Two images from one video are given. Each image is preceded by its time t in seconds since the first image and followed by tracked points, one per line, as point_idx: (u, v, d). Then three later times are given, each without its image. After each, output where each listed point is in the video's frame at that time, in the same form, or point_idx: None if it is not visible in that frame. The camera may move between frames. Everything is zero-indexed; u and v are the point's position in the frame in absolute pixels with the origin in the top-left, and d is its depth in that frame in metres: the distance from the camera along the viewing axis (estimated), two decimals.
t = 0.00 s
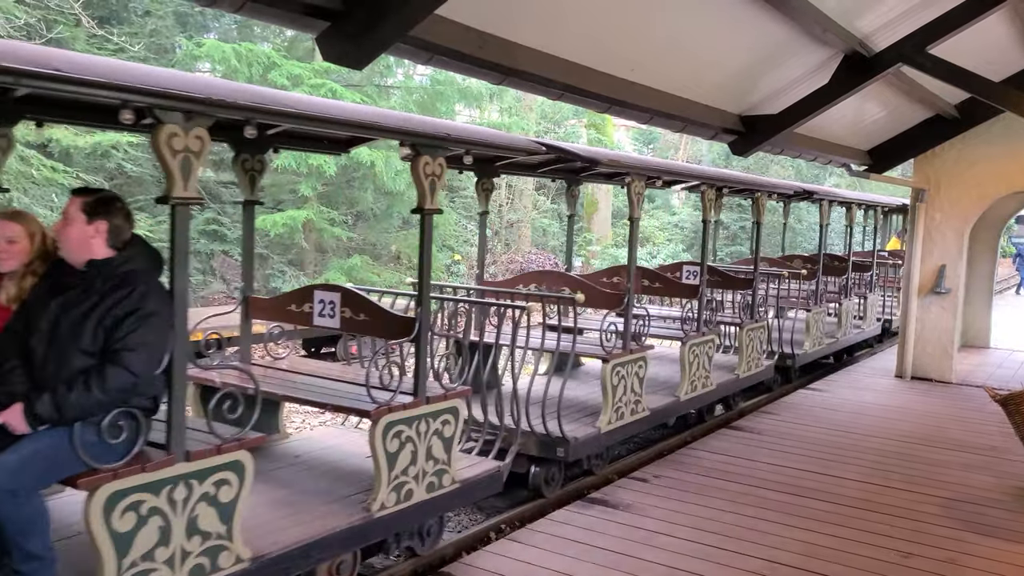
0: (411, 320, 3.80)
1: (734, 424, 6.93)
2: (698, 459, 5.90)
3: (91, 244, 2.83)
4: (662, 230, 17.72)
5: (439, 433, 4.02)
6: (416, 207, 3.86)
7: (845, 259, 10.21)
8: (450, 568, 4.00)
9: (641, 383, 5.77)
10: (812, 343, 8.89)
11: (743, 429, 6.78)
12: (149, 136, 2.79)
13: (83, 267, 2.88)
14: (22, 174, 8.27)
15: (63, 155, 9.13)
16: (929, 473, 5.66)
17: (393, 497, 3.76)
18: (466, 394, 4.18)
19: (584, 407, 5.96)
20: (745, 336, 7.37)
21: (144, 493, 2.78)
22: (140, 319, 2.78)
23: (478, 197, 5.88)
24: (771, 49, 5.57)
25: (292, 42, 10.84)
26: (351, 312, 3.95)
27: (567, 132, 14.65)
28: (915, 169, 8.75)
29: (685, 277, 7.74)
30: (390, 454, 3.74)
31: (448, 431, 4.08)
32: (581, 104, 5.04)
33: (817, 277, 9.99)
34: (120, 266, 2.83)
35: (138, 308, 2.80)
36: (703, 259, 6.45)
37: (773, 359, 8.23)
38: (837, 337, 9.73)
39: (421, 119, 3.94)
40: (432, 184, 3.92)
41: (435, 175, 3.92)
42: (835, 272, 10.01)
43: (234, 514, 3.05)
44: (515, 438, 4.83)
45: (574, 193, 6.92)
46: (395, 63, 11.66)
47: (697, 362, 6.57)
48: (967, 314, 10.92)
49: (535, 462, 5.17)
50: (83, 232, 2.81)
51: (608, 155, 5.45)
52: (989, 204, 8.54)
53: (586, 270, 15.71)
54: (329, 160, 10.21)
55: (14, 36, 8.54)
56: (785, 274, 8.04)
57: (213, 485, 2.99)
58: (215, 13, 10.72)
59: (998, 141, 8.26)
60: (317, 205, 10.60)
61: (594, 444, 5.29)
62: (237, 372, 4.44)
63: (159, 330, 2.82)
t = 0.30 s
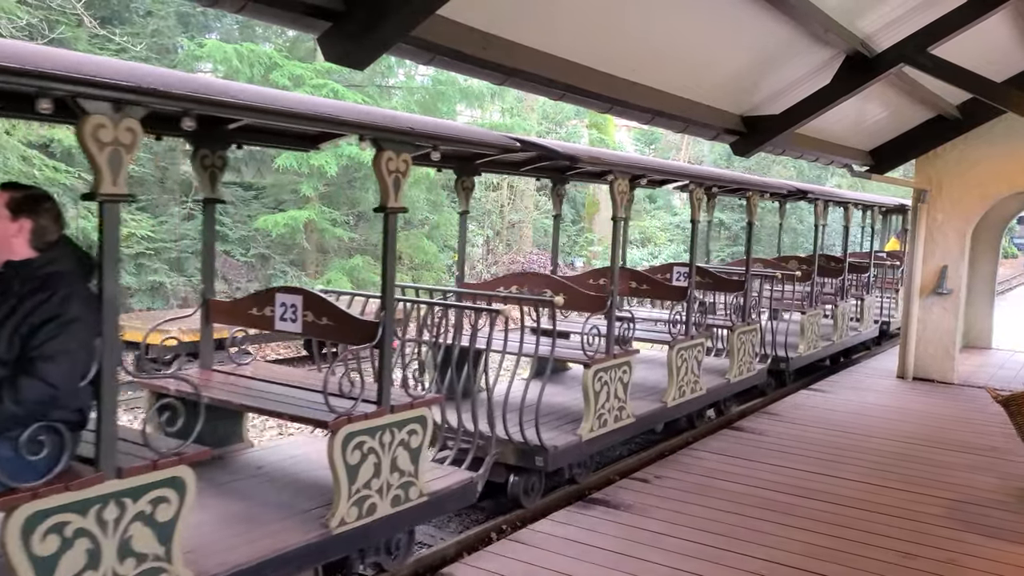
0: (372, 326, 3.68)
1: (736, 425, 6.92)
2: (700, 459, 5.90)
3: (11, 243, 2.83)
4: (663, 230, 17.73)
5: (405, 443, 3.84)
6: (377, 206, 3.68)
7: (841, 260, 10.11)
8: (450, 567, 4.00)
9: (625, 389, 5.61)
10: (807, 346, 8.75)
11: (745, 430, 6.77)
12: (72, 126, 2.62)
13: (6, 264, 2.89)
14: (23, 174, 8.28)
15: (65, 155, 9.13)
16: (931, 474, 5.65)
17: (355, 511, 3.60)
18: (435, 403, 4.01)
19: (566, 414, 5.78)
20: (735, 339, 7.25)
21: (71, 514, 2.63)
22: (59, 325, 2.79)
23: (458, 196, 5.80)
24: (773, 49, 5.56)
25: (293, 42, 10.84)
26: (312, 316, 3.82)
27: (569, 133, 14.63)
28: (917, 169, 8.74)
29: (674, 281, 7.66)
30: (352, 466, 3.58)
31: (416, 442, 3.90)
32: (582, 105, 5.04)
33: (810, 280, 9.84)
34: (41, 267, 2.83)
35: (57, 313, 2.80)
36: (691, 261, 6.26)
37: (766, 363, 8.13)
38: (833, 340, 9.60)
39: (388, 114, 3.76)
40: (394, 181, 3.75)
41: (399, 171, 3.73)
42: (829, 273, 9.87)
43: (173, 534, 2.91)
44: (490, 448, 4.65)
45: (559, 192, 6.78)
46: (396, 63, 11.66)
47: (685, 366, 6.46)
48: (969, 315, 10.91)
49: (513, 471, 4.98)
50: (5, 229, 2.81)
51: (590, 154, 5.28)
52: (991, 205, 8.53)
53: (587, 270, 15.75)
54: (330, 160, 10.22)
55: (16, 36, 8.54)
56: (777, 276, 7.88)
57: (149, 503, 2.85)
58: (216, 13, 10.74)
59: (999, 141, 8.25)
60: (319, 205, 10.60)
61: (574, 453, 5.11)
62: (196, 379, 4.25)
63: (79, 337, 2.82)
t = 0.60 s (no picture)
0: (334, 332, 3.55)
1: (738, 426, 6.92)
2: (702, 460, 5.90)
3: None
4: (665, 231, 17.76)
5: (370, 454, 3.66)
6: (341, 204, 3.46)
7: (838, 261, 10.10)
8: (451, 568, 4.01)
9: (609, 395, 5.45)
10: (802, 349, 8.66)
11: (747, 430, 6.77)
12: None
13: None
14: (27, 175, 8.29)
15: (67, 155, 9.15)
16: (934, 475, 5.64)
17: (315, 527, 3.40)
18: (403, 410, 3.84)
19: (549, 421, 5.61)
20: (727, 343, 7.15)
21: None
22: None
23: (438, 196, 5.69)
24: (775, 50, 5.56)
25: (295, 43, 10.85)
26: (274, 321, 3.71)
27: (571, 133, 14.63)
28: (918, 170, 8.74)
29: (665, 282, 7.63)
30: (311, 480, 3.39)
31: (381, 453, 3.72)
32: (584, 105, 5.04)
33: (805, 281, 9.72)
34: None
35: None
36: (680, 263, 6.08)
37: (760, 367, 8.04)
38: (830, 341, 9.47)
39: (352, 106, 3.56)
40: (357, 177, 3.49)
41: (361, 168, 3.49)
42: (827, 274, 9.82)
43: (106, 554, 2.71)
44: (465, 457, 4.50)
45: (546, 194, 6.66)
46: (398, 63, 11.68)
47: (674, 371, 6.34)
48: (970, 316, 10.91)
49: (492, 480, 4.79)
50: None
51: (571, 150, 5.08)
52: (994, 206, 8.52)
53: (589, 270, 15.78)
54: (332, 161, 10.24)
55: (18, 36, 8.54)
56: (769, 278, 7.72)
57: (80, 523, 2.64)
58: (219, 13, 10.76)
59: (1001, 142, 8.24)
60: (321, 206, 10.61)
61: (554, 462, 4.94)
62: (151, 390, 4.09)
63: None
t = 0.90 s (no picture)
0: (294, 336, 3.32)
1: (741, 427, 6.91)
2: (704, 461, 5.89)
3: None
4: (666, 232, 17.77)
5: (333, 465, 3.44)
6: (299, 201, 3.25)
7: (835, 262, 10.07)
8: (452, 568, 4.00)
9: (594, 401, 5.22)
10: (797, 352, 8.47)
11: (749, 432, 6.76)
12: None
13: None
14: (29, 175, 8.30)
15: (69, 156, 9.14)
16: (936, 476, 5.63)
17: (271, 544, 3.19)
18: (370, 418, 3.62)
19: (532, 427, 5.40)
20: (719, 346, 6.92)
21: None
22: None
23: (418, 194, 5.60)
24: (776, 51, 5.55)
25: (297, 44, 10.85)
26: (232, 325, 3.46)
27: (572, 133, 14.61)
28: (920, 171, 8.74)
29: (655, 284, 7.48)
30: (268, 494, 3.17)
31: (345, 464, 3.50)
32: (586, 105, 5.03)
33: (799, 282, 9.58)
34: None
35: None
36: (670, 261, 5.87)
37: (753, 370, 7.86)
38: (826, 344, 9.37)
39: (314, 96, 3.34)
40: (317, 174, 3.32)
41: (321, 163, 3.32)
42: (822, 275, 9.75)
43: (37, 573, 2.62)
44: (438, 467, 4.27)
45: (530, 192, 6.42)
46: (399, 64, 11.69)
47: (663, 376, 6.11)
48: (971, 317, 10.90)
49: (470, 490, 4.57)
50: None
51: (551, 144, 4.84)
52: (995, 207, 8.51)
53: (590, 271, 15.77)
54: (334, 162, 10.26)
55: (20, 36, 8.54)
56: (762, 279, 7.44)
57: (8, 544, 2.54)
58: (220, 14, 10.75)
59: (1002, 142, 8.25)
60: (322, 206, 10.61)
61: (535, 471, 4.71)
62: (106, 395, 3.80)
63: None
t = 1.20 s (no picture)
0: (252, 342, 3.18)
1: (742, 427, 6.92)
2: (704, 462, 5.89)
3: None
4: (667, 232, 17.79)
5: (295, 477, 3.32)
6: (258, 199, 3.12)
7: (829, 263, 10.05)
8: (453, 569, 4.01)
9: (577, 407, 5.06)
10: (791, 354, 8.34)
11: (750, 432, 6.76)
12: None
13: None
14: (30, 175, 8.32)
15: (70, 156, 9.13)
16: (937, 477, 5.62)
17: (227, 560, 3.05)
18: (337, 426, 3.51)
19: (514, 433, 5.25)
20: (709, 349, 6.81)
21: None
22: None
23: (398, 193, 5.49)
24: (777, 52, 5.56)
25: (298, 44, 10.85)
26: (191, 330, 3.29)
27: (573, 134, 14.62)
28: (921, 172, 8.74)
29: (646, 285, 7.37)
30: (223, 508, 3.04)
31: (309, 476, 3.38)
32: (586, 105, 5.04)
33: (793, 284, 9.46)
34: None
35: None
36: (658, 264, 5.75)
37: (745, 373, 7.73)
38: (822, 347, 9.28)
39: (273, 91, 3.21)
40: (276, 171, 3.19)
41: (280, 160, 3.17)
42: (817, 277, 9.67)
43: None
44: (411, 475, 4.13)
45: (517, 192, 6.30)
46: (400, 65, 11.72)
47: (650, 380, 5.99)
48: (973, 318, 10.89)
49: (448, 499, 4.45)
50: None
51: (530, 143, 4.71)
52: (996, 208, 8.51)
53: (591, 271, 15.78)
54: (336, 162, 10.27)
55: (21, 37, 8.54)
56: (754, 281, 7.30)
57: None
58: (221, 14, 10.77)
59: (1003, 143, 8.25)
60: (323, 206, 10.62)
61: (514, 480, 4.57)
62: (61, 404, 3.67)
63: None
